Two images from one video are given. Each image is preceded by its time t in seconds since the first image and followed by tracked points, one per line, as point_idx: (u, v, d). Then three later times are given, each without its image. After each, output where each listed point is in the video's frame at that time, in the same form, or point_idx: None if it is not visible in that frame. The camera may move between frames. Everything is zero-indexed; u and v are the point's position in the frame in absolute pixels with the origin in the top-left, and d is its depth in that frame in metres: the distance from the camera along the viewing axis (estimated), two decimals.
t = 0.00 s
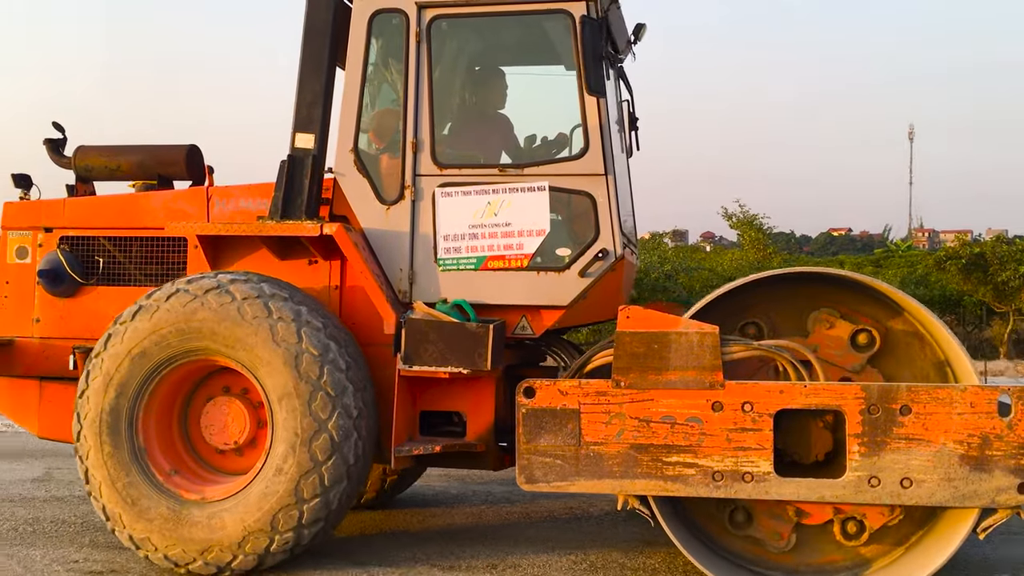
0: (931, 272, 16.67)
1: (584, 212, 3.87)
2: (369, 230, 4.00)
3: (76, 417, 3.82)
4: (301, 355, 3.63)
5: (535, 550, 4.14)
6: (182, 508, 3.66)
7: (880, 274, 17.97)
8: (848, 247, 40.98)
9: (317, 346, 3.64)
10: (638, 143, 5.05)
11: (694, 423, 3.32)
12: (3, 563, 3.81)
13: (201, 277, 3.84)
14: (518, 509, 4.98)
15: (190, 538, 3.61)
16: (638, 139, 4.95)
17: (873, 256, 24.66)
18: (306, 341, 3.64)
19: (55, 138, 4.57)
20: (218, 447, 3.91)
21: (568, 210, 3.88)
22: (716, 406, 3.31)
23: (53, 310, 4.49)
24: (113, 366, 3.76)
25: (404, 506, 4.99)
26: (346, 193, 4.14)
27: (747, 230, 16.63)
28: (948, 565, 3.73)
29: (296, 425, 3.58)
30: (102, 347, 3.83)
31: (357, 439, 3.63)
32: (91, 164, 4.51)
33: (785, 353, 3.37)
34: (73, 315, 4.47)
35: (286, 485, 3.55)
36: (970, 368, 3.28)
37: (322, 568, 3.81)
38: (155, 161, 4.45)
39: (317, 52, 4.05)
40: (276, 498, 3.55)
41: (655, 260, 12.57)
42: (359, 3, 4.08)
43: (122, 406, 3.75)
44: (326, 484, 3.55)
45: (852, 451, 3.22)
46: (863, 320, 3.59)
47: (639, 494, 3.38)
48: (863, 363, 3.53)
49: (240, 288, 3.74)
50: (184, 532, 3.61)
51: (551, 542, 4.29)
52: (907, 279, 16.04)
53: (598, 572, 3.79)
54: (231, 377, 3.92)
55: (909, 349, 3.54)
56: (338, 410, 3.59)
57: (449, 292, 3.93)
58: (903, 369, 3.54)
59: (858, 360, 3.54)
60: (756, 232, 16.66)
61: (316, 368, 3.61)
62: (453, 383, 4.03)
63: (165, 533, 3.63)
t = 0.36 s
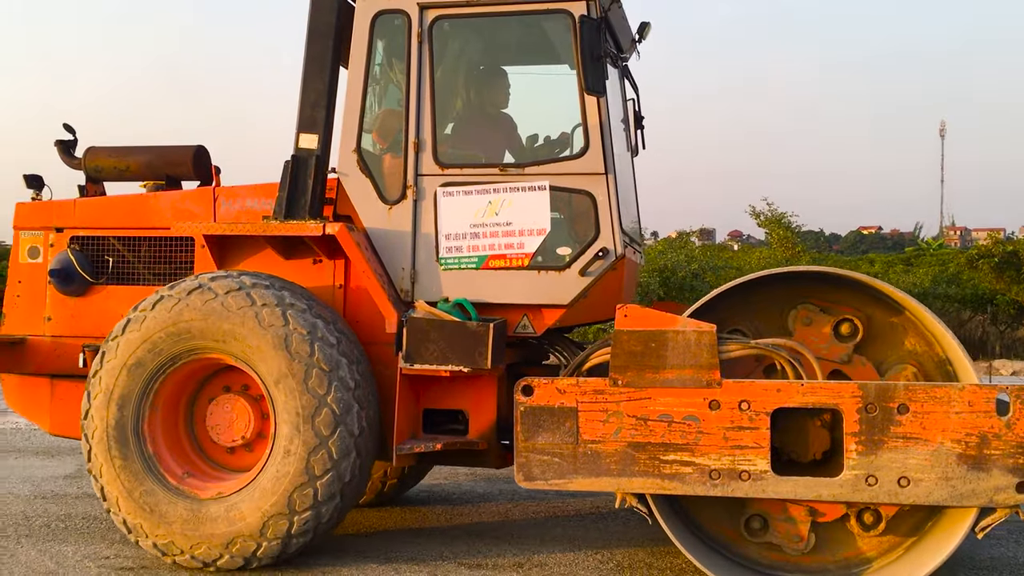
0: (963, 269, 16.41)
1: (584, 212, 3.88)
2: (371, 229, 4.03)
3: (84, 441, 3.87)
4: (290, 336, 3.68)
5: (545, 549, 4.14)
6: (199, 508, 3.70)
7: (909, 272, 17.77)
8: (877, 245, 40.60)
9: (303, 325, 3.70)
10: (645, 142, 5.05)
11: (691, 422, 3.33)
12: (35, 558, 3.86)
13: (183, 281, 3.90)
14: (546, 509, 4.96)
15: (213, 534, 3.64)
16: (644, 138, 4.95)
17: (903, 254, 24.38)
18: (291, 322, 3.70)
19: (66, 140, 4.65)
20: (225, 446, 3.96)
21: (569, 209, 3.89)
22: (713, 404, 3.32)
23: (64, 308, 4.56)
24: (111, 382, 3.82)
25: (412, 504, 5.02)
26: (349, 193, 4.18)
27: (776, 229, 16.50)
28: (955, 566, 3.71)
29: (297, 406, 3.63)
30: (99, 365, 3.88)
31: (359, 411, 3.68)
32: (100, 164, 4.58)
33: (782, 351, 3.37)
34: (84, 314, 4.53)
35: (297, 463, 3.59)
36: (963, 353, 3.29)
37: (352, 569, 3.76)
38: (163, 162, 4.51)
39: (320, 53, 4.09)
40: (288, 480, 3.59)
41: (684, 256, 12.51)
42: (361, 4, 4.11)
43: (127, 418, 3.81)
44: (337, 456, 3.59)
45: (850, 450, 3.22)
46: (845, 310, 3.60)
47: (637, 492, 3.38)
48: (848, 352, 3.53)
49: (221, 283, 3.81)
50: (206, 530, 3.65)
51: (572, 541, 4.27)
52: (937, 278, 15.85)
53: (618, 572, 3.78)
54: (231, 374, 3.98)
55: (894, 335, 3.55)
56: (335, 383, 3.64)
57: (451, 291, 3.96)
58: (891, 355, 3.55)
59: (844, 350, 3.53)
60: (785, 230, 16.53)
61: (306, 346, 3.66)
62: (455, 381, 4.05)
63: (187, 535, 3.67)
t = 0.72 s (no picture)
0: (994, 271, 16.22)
1: (583, 213, 3.91)
2: (373, 230, 4.07)
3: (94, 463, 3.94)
4: (275, 320, 3.76)
5: (546, 548, 4.16)
6: (215, 504, 3.74)
7: (938, 273, 17.58)
8: (906, 246, 40.24)
9: (285, 306, 3.77)
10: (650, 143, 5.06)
11: (686, 422, 3.35)
12: (66, 554, 3.94)
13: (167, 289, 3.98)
14: (556, 509, 4.99)
15: (234, 526, 3.67)
16: (649, 139, 4.96)
17: (933, 254, 24.12)
18: (275, 305, 3.78)
19: (77, 141, 4.73)
20: (231, 446, 4.02)
21: (569, 210, 3.92)
22: (707, 405, 3.33)
23: (75, 307, 4.64)
24: (110, 399, 3.90)
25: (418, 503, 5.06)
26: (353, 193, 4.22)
27: (804, 229, 16.39)
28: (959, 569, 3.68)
29: (293, 386, 3.69)
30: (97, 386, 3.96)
31: (355, 381, 3.73)
32: (110, 165, 4.66)
33: (777, 353, 3.38)
34: (94, 312, 4.61)
35: (303, 441, 3.64)
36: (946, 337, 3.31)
37: (378, 570, 3.75)
38: (171, 163, 4.58)
39: (324, 57, 4.15)
40: (296, 459, 3.64)
41: (711, 258, 12.45)
42: (365, 7, 4.15)
43: (132, 430, 3.87)
44: (340, 427, 3.65)
45: (844, 451, 3.22)
46: (820, 305, 3.62)
47: (632, 492, 3.40)
48: (830, 347, 3.56)
49: (202, 283, 3.89)
50: (225, 524, 3.68)
51: (575, 542, 4.29)
52: (966, 278, 15.67)
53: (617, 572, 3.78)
54: (230, 373, 4.04)
55: (872, 325, 3.56)
56: (327, 357, 3.70)
57: (451, 291, 3.99)
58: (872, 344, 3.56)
59: (825, 346, 3.57)
60: (813, 231, 16.43)
61: (292, 326, 3.74)
62: (456, 381, 4.08)
63: (206, 533, 3.70)
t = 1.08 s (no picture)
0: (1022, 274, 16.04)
1: (581, 215, 3.93)
2: (374, 231, 4.11)
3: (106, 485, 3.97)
4: (258, 308, 3.84)
5: (545, 549, 4.18)
6: (229, 498, 3.77)
7: (965, 276, 17.40)
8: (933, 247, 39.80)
9: (266, 294, 3.86)
10: (654, 146, 5.07)
11: (679, 424, 3.36)
12: (94, 550, 4.00)
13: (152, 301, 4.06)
14: (556, 510, 5.03)
15: (251, 516, 3.70)
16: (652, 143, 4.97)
17: (961, 256, 23.86)
18: (256, 295, 3.87)
19: (87, 144, 4.81)
20: (234, 445, 4.07)
21: (568, 212, 3.94)
22: (700, 407, 3.34)
23: (83, 307, 4.71)
24: (112, 417, 3.95)
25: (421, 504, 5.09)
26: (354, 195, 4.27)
27: (830, 231, 16.30)
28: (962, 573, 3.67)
29: (285, 370, 3.76)
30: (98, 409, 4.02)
31: (345, 355, 3.81)
32: (118, 168, 4.73)
33: (771, 355, 3.40)
34: (102, 312, 4.68)
35: (304, 420, 3.70)
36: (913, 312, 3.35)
37: (401, 570, 3.77)
38: (178, 166, 4.64)
39: (326, 61, 4.20)
40: (298, 440, 3.69)
41: (735, 260, 12.40)
42: (367, 11, 4.20)
43: (137, 442, 3.92)
44: (338, 401, 3.71)
45: (836, 454, 3.22)
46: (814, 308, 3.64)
47: (626, 493, 3.42)
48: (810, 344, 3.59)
49: (184, 288, 3.97)
50: (242, 514, 3.72)
51: (575, 543, 4.30)
52: (996, 281, 15.46)
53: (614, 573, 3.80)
54: (228, 373, 4.10)
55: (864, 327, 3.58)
56: (313, 336, 3.78)
57: (450, 293, 4.03)
58: (850, 337, 3.60)
59: (806, 345, 3.59)
60: (839, 233, 16.33)
61: (275, 312, 3.82)
62: (455, 382, 4.11)
63: (224, 527, 3.73)
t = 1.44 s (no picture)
0: None
1: (577, 216, 3.95)
2: (373, 232, 4.16)
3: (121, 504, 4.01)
4: (239, 301, 3.90)
5: (543, 548, 4.20)
6: (240, 490, 3.80)
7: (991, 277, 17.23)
8: (957, 248, 39.40)
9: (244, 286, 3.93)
10: (656, 147, 5.09)
11: (671, 424, 3.38)
12: (118, 547, 4.05)
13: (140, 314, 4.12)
14: (554, 509, 5.06)
15: (265, 503, 3.73)
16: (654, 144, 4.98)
17: (987, 257, 23.64)
18: (235, 289, 3.94)
19: (94, 145, 4.88)
20: (237, 442, 4.12)
21: (565, 213, 3.97)
22: (693, 407, 3.36)
23: (89, 306, 4.78)
24: (114, 435, 4.00)
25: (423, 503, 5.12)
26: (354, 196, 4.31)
27: (854, 232, 16.20)
28: None
29: (275, 354, 3.82)
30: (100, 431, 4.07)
31: (331, 332, 3.87)
32: (124, 169, 4.79)
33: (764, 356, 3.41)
34: (108, 311, 4.74)
35: (301, 400, 3.75)
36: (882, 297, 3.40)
37: (421, 570, 3.77)
38: (182, 166, 4.70)
39: (327, 63, 4.25)
40: (296, 420, 3.74)
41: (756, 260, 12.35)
42: (367, 13, 4.24)
43: (142, 454, 3.96)
44: (331, 376, 3.76)
45: (827, 454, 3.23)
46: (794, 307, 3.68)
47: (619, 493, 3.44)
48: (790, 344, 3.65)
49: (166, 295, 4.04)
50: (255, 501, 3.75)
51: (574, 543, 4.32)
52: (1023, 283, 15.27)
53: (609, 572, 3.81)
54: (225, 373, 4.15)
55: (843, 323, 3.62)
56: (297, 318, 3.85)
57: (448, 293, 4.06)
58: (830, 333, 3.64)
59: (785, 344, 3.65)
60: (863, 233, 16.22)
61: (256, 301, 3.88)
62: (453, 381, 4.14)
63: (240, 517, 3.76)
